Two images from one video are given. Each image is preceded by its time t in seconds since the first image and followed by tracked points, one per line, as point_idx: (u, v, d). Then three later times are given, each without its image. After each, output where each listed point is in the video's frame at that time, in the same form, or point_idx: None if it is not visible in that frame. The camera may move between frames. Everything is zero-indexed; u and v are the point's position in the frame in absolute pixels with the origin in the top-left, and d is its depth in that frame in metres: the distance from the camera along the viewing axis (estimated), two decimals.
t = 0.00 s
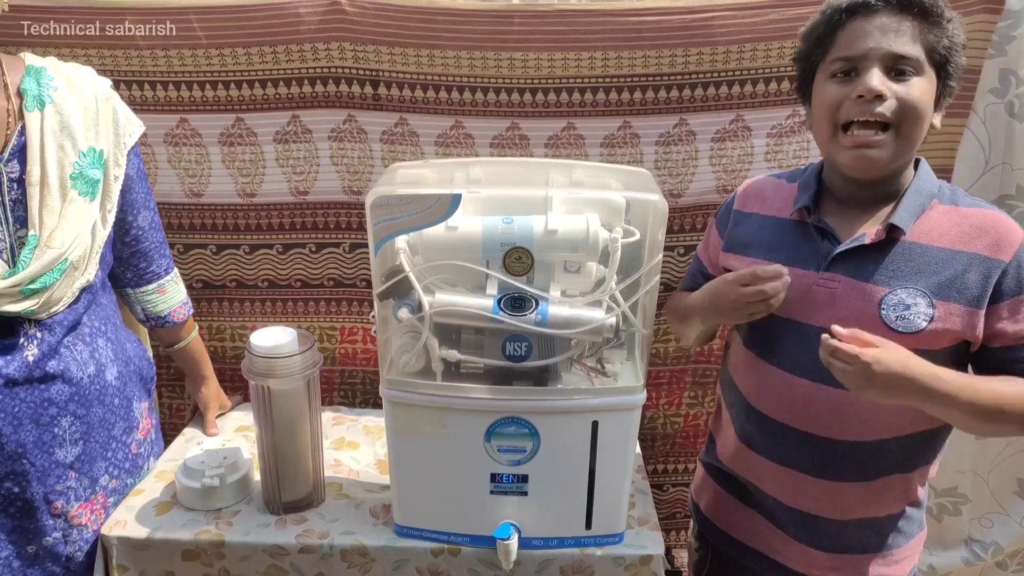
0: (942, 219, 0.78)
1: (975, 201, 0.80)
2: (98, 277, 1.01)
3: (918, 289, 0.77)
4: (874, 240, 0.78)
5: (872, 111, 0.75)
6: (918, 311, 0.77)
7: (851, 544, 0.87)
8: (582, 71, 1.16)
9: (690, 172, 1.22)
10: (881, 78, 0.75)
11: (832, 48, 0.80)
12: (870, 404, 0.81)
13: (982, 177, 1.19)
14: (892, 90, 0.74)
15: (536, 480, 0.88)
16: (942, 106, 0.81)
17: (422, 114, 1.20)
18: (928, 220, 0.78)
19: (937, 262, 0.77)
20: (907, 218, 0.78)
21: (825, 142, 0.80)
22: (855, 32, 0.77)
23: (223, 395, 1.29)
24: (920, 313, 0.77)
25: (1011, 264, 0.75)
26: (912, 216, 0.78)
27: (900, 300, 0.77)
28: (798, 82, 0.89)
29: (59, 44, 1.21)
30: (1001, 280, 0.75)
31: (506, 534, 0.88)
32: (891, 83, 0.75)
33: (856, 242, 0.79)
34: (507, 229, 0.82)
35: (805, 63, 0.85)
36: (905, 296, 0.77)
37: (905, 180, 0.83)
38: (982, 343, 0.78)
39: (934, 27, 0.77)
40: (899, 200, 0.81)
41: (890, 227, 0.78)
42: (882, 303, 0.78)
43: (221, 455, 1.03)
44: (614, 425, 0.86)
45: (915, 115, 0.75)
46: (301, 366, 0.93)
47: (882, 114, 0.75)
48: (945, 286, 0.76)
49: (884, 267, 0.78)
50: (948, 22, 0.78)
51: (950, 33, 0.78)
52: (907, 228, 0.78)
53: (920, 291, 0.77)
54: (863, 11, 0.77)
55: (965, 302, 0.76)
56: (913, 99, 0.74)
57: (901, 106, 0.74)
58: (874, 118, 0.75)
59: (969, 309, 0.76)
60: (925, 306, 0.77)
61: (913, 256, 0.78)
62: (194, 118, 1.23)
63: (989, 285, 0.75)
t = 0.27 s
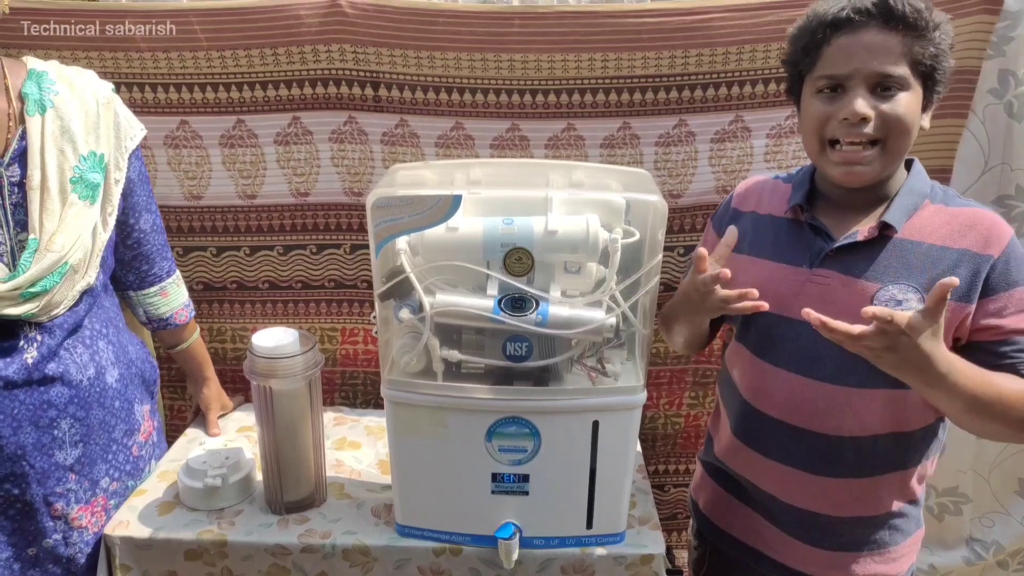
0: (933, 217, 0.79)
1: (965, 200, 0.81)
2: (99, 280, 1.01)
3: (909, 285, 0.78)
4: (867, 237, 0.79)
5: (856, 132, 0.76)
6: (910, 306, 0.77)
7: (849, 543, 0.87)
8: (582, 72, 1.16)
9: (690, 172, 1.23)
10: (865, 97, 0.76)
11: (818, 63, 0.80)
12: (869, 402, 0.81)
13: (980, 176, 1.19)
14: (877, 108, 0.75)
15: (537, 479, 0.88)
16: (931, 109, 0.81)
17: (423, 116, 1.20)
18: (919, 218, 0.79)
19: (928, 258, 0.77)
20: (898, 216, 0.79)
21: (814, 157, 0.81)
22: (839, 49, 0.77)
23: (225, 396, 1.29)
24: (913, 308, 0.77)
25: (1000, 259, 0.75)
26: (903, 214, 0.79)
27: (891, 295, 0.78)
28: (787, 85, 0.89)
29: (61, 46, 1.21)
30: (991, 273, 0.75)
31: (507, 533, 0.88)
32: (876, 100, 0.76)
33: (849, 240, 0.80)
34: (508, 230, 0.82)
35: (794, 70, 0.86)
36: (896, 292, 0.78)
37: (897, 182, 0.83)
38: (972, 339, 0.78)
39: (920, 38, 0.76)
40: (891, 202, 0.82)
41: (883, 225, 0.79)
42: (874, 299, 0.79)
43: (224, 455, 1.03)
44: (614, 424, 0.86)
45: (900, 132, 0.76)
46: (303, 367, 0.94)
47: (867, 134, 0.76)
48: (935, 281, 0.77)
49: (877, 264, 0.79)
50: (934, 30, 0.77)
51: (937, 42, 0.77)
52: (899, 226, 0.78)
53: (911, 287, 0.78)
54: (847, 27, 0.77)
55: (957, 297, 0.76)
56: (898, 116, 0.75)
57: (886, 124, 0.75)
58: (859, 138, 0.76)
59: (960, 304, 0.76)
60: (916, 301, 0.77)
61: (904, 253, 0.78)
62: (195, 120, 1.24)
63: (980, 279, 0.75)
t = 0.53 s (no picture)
0: (928, 217, 0.79)
1: (961, 200, 0.81)
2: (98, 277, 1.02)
3: (903, 285, 0.78)
4: (860, 238, 0.79)
5: (852, 129, 0.76)
6: (902, 307, 0.78)
7: (846, 538, 0.88)
8: (582, 69, 1.17)
9: (690, 169, 1.23)
10: (861, 94, 0.76)
11: (813, 61, 0.80)
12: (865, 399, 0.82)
13: (980, 174, 1.19)
14: (873, 105, 0.75)
15: (537, 475, 0.88)
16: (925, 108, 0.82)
17: (423, 113, 1.20)
18: (914, 219, 0.79)
19: (922, 260, 0.78)
20: (893, 216, 0.79)
21: (810, 154, 0.82)
22: (834, 47, 0.78)
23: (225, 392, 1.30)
24: (906, 309, 0.78)
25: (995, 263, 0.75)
26: (897, 215, 0.79)
27: (885, 296, 0.78)
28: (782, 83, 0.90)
29: (63, 43, 1.22)
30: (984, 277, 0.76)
31: (507, 528, 0.89)
32: (872, 97, 0.76)
33: (842, 240, 0.80)
34: (508, 227, 0.82)
35: (789, 67, 0.86)
36: (890, 292, 0.78)
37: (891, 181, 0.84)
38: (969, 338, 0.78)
39: (915, 35, 0.77)
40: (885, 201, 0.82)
41: (877, 225, 0.79)
42: (866, 299, 0.79)
43: (225, 451, 1.04)
44: (613, 419, 0.86)
45: (896, 128, 0.76)
46: (305, 362, 0.94)
47: (863, 131, 0.76)
48: (929, 282, 0.77)
49: (870, 263, 0.79)
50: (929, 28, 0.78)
51: (931, 40, 0.78)
52: (893, 226, 0.79)
53: (905, 287, 0.78)
54: (843, 24, 0.78)
55: (950, 299, 0.77)
56: (893, 113, 0.75)
57: (882, 121, 0.76)
58: (855, 135, 0.76)
59: (954, 306, 0.76)
60: (909, 302, 0.78)
61: (899, 254, 0.78)
62: (196, 117, 1.24)
63: (973, 283, 0.76)
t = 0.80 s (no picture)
0: (925, 209, 0.79)
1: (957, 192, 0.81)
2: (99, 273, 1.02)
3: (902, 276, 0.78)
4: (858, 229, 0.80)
5: (851, 122, 0.76)
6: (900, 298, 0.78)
7: (845, 534, 0.88)
8: (584, 65, 1.16)
9: (692, 166, 1.23)
10: (859, 87, 0.76)
11: (810, 55, 0.81)
12: (864, 395, 0.82)
13: (982, 170, 1.19)
14: (871, 98, 0.75)
15: (538, 471, 0.89)
16: (923, 101, 0.82)
17: (426, 109, 1.20)
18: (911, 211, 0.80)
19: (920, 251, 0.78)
20: (890, 208, 0.79)
21: (808, 148, 0.82)
22: (832, 41, 0.78)
23: (227, 388, 1.30)
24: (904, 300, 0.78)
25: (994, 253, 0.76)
26: (895, 207, 0.79)
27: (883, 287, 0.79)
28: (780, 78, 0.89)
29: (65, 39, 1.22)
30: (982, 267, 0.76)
31: (508, 524, 0.89)
32: (869, 90, 0.76)
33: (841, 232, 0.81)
34: (510, 222, 0.82)
35: (786, 62, 0.86)
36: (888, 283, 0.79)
37: (888, 173, 0.83)
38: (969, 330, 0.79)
39: (912, 28, 0.77)
40: (882, 193, 0.82)
41: (874, 217, 0.79)
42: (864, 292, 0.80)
43: (227, 446, 1.04)
44: (614, 415, 0.87)
45: (894, 121, 0.76)
46: (306, 358, 0.94)
47: (862, 124, 0.76)
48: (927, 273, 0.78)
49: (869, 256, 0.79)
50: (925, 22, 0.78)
51: (928, 33, 0.78)
52: (890, 218, 0.79)
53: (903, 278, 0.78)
54: (839, 18, 0.78)
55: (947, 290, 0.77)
56: (891, 105, 0.75)
57: (880, 114, 0.75)
58: (854, 128, 0.76)
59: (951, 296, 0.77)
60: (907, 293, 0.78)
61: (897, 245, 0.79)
62: (199, 113, 1.24)
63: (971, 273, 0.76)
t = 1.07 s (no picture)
0: (928, 207, 0.79)
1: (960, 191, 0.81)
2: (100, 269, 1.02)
3: (906, 275, 0.78)
4: (862, 228, 0.80)
5: (853, 128, 0.76)
6: (906, 295, 0.78)
7: (847, 532, 0.88)
8: (586, 63, 1.17)
9: (694, 164, 1.23)
10: (861, 92, 0.76)
11: (813, 59, 0.80)
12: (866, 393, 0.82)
13: (984, 168, 1.19)
14: (873, 104, 0.76)
15: (540, 468, 0.89)
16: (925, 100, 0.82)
17: (428, 107, 1.20)
18: (914, 209, 0.79)
19: (924, 249, 0.78)
20: (893, 206, 0.79)
21: (810, 151, 0.82)
22: (833, 46, 0.78)
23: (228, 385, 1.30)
24: (909, 298, 0.78)
25: (996, 252, 0.76)
26: (898, 205, 0.79)
27: (887, 285, 0.78)
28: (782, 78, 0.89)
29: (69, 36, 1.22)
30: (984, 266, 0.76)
31: (510, 521, 0.89)
32: (871, 95, 0.76)
33: (845, 230, 0.81)
34: (512, 220, 0.83)
35: (788, 62, 0.86)
36: (893, 282, 0.78)
37: (892, 172, 0.83)
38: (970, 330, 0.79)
39: (915, 31, 0.77)
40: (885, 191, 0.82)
41: (878, 215, 0.79)
42: (870, 289, 0.79)
43: (230, 443, 1.04)
44: (616, 413, 0.87)
45: (896, 126, 0.76)
46: (308, 355, 0.95)
47: (863, 130, 0.76)
48: (932, 272, 0.77)
49: (872, 254, 0.79)
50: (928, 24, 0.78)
51: (931, 35, 0.78)
52: (894, 216, 0.79)
53: (908, 277, 0.78)
54: (841, 22, 0.78)
55: (953, 287, 0.76)
56: (893, 111, 0.75)
57: (882, 120, 0.76)
58: (855, 133, 0.77)
59: (957, 295, 0.76)
60: (912, 291, 0.78)
61: (901, 244, 0.79)
62: (201, 110, 1.24)
63: (974, 270, 0.76)
